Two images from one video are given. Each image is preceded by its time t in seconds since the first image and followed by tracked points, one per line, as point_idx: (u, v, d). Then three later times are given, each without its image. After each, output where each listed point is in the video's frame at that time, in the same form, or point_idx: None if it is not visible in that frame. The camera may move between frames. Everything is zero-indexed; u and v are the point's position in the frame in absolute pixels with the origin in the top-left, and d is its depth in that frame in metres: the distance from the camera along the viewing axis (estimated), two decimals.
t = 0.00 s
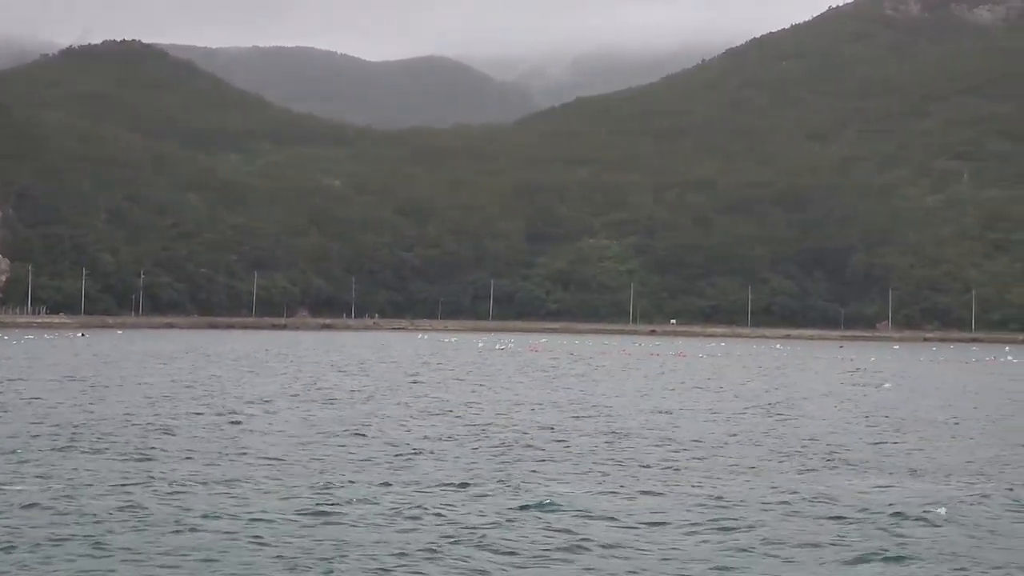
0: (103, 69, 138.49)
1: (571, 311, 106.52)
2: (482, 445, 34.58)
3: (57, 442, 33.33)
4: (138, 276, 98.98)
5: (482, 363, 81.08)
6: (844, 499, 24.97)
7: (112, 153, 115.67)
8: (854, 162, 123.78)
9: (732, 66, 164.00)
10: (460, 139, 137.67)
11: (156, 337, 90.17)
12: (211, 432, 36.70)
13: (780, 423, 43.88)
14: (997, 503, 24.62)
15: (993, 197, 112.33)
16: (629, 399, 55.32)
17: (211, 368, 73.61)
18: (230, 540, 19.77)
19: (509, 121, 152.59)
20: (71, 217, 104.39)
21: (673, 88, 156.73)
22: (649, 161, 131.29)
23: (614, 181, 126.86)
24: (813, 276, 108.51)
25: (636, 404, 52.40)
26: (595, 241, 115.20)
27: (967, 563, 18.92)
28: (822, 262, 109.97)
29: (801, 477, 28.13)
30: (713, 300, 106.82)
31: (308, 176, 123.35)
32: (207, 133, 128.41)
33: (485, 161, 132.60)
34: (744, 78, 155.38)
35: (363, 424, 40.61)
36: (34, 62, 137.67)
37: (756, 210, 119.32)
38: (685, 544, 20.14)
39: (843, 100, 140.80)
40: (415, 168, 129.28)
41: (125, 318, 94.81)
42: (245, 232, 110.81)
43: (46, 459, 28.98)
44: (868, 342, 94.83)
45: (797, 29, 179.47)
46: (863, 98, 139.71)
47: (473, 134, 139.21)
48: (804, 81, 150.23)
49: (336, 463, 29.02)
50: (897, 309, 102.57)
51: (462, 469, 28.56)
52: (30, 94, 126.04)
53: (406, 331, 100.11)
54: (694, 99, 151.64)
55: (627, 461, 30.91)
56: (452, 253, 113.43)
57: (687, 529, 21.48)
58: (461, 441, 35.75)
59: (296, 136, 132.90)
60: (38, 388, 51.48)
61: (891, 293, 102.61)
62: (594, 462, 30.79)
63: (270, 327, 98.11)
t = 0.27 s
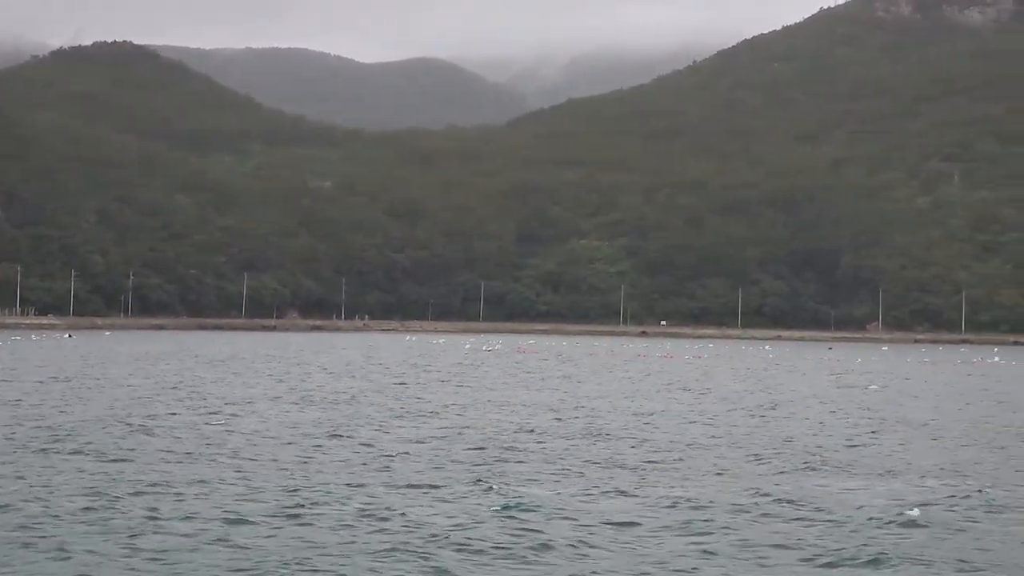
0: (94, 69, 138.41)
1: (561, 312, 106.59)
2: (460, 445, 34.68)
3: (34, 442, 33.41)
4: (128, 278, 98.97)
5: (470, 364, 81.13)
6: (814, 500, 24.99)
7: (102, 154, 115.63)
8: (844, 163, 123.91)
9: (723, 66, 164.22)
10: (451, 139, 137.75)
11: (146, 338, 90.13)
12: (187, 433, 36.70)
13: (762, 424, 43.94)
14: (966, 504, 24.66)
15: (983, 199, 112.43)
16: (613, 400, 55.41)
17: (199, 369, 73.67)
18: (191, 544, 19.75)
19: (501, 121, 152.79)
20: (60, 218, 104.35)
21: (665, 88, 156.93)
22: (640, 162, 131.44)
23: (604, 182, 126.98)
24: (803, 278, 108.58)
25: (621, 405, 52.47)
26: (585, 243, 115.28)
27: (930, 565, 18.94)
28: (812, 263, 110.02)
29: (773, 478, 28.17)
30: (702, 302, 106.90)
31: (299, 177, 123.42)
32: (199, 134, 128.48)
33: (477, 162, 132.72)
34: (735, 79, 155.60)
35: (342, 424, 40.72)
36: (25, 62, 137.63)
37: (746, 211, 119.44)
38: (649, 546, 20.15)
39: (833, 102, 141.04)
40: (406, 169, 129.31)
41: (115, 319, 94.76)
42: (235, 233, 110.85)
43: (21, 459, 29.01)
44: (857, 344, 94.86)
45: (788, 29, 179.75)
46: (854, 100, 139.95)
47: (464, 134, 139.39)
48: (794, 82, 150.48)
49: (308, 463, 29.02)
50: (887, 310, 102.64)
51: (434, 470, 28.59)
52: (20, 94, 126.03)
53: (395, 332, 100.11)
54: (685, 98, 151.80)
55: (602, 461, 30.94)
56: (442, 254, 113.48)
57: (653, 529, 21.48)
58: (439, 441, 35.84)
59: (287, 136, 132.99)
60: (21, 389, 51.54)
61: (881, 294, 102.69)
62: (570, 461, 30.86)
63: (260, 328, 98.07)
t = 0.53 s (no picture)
0: (85, 69, 138.27)
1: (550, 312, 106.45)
2: (431, 445, 34.65)
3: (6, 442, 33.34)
4: (117, 279, 98.85)
5: (458, 365, 81.04)
6: (784, 500, 24.86)
7: (91, 154, 115.46)
8: (834, 165, 123.96)
9: (715, 66, 164.37)
10: (441, 139, 137.72)
11: (134, 339, 89.96)
12: (164, 433, 36.55)
13: (745, 425, 43.86)
14: (937, 504, 24.55)
15: (974, 200, 112.38)
16: (599, 401, 55.36)
17: (185, 370, 73.51)
18: (148, 545, 19.59)
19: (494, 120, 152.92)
20: (49, 220, 104.17)
21: (657, 88, 157.06)
22: (631, 164, 131.57)
23: (595, 183, 126.99)
24: (793, 278, 108.53)
25: (607, 405, 52.38)
26: (574, 243, 115.25)
27: (893, 567, 18.82)
28: (803, 264, 109.92)
29: (747, 478, 28.06)
30: (692, 303, 106.84)
31: (288, 177, 123.33)
32: (190, 134, 128.43)
33: (466, 163, 132.57)
34: (727, 79, 155.78)
35: (318, 424, 40.68)
36: (15, 63, 137.42)
37: (736, 212, 119.47)
38: (611, 547, 20.00)
39: (824, 104, 141.21)
40: (396, 169, 129.24)
41: (103, 319, 94.62)
42: (225, 233, 110.75)
43: None
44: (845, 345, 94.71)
45: (780, 31, 180.03)
46: (845, 101, 140.13)
47: (456, 135, 139.48)
48: (784, 83, 150.81)
49: (278, 463, 28.88)
50: (876, 311, 102.56)
51: (406, 469, 28.50)
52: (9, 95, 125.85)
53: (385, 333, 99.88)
54: (676, 98, 151.92)
55: (577, 461, 30.84)
56: (432, 255, 113.40)
57: (617, 531, 21.33)
58: (413, 441, 35.81)
59: (276, 138, 132.84)
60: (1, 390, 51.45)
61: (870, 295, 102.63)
62: (540, 460, 30.82)
63: (249, 329, 97.88)
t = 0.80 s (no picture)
0: (72, 69, 138.01)
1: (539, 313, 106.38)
2: (407, 445, 34.60)
3: None
4: (105, 279, 98.73)
5: (446, 365, 80.95)
6: (754, 501, 24.77)
7: (79, 154, 115.29)
8: (823, 166, 124.00)
9: (704, 66, 164.49)
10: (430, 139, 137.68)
11: (122, 339, 89.79)
12: (138, 432, 36.40)
13: (726, 425, 43.80)
14: (907, 504, 24.49)
15: (963, 200, 112.37)
16: (582, 401, 55.33)
17: (171, 369, 73.40)
18: (109, 546, 19.51)
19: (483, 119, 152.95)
20: (36, 220, 103.98)
21: (646, 88, 157.13)
22: (621, 165, 131.56)
23: (584, 184, 126.97)
24: (782, 278, 108.51)
25: (588, 405, 52.37)
26: (564, 244, 115.21)
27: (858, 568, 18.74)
28: (792, 264, 109.88)
29: (719, 478, 27.96)
30: (681, 303, 106.82)
31: (278, 177, 123.24)
32: (178, 133, 128.25)
33: (455, 163, 132.50)
34: (716, 79, 155.92)
35: (297, 424, 40.62)
36: (3, 62, 137.20)
37: (725, 212, 119.48)
38: (573, 548, 19.92)
39: (813, 105, 141.31)
40: (385, 170, 129.12)
41: (91, 319, 94.48)
42: (213, 233, 110.63)
43: None
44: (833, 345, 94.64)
45: (770, 31, 180.13)
46: (834, 101, 140.29)
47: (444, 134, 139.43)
48: (773, 84, 150.92)
49: (248, 463, 28.76)
50: (865, 312, 102.54)
51: (378, 469, 28.45)
52: None
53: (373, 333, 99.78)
54: (666, 98, 151.96)
55: (551, 461, 30.74)
56: (421, 254, 113.35)
57: (582, 531, 21.23)
58: (390, 440, 35.77)
59: (265, 138, 132.67)
60: None
61: (859, 296, 102.62)
62: (513, 460, 30.79)
63: (237, 329, 97.74)
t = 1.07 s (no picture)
0: (64, 68, 137.71)
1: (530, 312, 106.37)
2: (384, 442, 34.58)
3: None
4: (95, 277, 98.63)
5: (435, 364, 80.91)
6: (728, 498, 24.69)
7: (70, 153, 115.19)
8: (814, 165, 124.06)
9: (697, 64, 164.56)
10: (421, 139, 137.74)
11: (112, 337, 89.67)
12: (115, 430, 36.18)
13: (711, 423, 43.75)
14: (877, 501, 24.48)
15: (954, 199, 112.43)
16: (568, 399, 55.35)
17: (159, 367, 73.35)
18: (75, 543, 19.46)
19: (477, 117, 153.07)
20: (26, 219, 103.87)
21: (637, 87, 157.36)
22: (612, 164, 131.61)
23: (575, 183, 127.01)
24: (773, 276, 108.53)
25: (570, 403, 52.40)
26: (555, 242, 115.20)
27: (822, 564, 18.71)
28: (782, 264, 109.80)
29: (695, 476, 27.90)
30: (672, 302, 106.81)
31: (268, 175, 123.19)
32: (169, 132, 128.17)
33: (446, 162, 132.54)
34: (709, 78, 156.07)
35: (276, 423, 40.62)
36: None
37: (716, 211, 119.53)
38: (541, 545, 19.84)
39: (803, 105, 141.56)
40: (377, 168, 129.09)
41: (81, 318, 94.38)
42: (204, 232, 110.56)
43: None
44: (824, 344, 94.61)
45: (760, 30, 180.39)
46: (826, 101, 140.52)
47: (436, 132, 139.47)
48: (764, 83, 151.16)
49: (220, 461, 28.61)
50: (856, 311, 102.54)
51: (353, 467, 28.42)
52: None
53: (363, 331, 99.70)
54: (657, 96, 152.17)
55: (529, 459, 30.70)
56: (412, 253, 113.33)
57: (550, 529, 21.23)
58: (368, 438, 35.74)
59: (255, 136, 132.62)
60: None
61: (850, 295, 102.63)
62: (488, 458, 30.78)
63: (227, 327, 97.65)
